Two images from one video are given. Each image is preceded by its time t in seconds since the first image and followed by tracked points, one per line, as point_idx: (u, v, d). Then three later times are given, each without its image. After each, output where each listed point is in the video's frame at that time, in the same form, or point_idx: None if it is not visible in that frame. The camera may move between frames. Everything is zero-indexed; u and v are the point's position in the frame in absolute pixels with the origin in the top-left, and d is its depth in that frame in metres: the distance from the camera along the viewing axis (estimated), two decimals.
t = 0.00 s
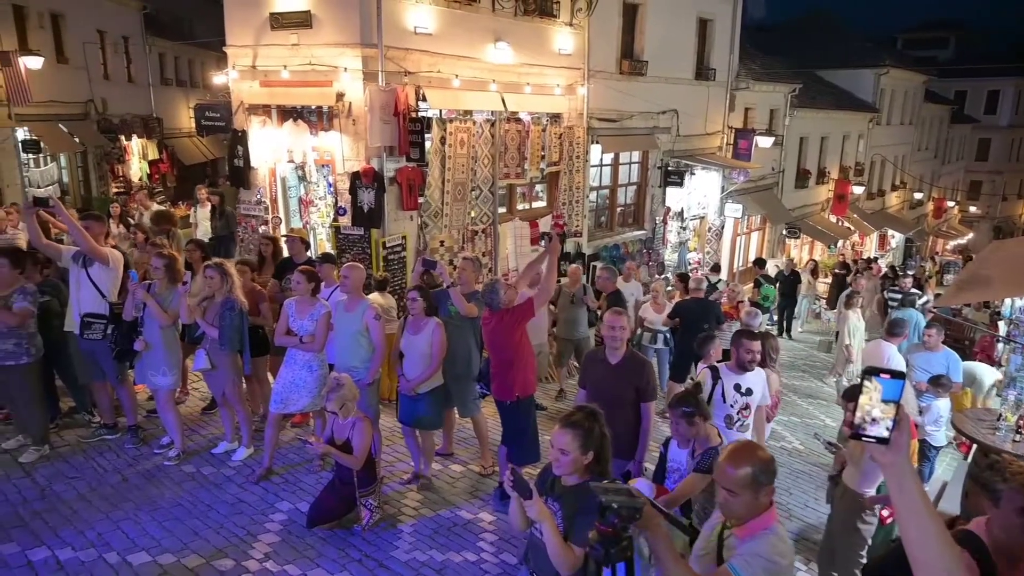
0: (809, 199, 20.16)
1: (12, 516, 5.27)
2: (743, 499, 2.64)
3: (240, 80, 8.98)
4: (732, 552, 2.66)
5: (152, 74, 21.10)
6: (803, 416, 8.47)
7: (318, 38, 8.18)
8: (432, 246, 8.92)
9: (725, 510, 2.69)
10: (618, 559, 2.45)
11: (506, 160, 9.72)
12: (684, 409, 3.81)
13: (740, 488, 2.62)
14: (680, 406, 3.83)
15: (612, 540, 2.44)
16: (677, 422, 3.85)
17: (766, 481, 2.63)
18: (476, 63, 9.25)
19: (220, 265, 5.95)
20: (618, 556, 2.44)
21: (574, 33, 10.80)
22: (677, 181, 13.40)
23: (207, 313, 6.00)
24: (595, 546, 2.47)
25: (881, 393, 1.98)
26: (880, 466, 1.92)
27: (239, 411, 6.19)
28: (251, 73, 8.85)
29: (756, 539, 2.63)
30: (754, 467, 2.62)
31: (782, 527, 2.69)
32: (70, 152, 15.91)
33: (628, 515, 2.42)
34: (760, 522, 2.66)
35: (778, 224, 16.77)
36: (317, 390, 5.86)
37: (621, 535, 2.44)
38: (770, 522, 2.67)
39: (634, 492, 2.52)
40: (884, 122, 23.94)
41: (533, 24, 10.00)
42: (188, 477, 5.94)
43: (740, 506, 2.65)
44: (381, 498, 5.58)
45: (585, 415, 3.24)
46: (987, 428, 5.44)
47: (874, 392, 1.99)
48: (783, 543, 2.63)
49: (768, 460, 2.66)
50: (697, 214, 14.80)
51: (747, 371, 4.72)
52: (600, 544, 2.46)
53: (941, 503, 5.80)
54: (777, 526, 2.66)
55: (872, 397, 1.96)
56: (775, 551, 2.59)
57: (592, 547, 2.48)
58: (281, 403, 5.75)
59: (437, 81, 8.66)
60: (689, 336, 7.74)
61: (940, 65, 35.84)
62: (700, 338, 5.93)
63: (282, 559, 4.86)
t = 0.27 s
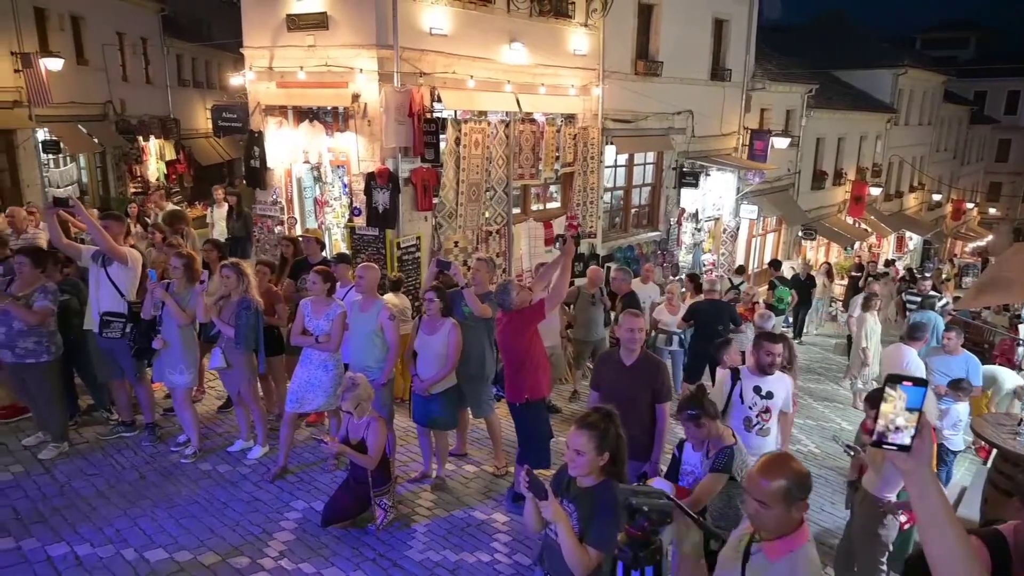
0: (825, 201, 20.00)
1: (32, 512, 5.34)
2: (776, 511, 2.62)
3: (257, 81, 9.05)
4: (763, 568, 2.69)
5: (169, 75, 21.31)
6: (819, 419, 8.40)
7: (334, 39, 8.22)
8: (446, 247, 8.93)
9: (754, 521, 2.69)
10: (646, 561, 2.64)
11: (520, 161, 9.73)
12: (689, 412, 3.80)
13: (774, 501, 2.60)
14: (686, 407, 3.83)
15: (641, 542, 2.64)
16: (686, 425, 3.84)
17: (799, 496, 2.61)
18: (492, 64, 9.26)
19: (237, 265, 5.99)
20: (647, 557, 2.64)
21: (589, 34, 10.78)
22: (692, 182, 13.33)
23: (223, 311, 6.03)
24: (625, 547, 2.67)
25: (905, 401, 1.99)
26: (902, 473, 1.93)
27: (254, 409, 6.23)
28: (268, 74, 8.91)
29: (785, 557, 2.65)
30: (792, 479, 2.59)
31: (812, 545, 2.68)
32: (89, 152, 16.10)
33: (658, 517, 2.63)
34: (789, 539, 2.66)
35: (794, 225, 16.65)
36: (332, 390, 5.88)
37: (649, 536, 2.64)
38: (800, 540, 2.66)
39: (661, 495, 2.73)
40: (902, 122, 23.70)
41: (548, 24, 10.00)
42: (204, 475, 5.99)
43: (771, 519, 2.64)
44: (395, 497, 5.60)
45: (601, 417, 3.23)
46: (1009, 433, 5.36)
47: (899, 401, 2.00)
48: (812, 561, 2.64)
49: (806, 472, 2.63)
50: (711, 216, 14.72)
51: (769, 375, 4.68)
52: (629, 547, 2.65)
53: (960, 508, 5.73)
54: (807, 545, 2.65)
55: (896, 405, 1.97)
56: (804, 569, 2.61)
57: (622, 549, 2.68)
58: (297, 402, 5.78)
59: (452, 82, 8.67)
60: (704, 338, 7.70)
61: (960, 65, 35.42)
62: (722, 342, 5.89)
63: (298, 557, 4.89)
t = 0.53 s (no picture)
0: (844, 202, 19.80)
1: (54, 507, 5.41)
2: (799, 520, 2.60)
3: (275, 82, 9.12)
4: None
5: (189, 76, 21.53)
6: (838, 422, 8.31)
7: (352, 40, 8.26)
8: (462, 247, 8.93)
9: (780, 530, 2.66)
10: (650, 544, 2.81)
11: (536, 161, 9.72)
12: (708, 412, 3.75)
13: (800, 510, 2.58)
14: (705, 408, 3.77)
15: (641, 528, 2.80)
16: (706, 424, 3.78)
17: (826, 509, 2.56)
18: (508, 64, 9.26)
19: (255, 264, 6.03)
20: (648, 542, 2.81)
21: (606, 34, 10.75)
22: (709, 182, 13.25)
23: (241, 310, 6.07)
24: (627, 534, 2.84)
25: (933, 409, 2.00)
26: (926, 482, 1.87)
27: (271, 407, 6.27)
28: (286, 75, 8.97)
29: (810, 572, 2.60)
30: (817, 491, 2.56)
31: (840, 562, 2.63)
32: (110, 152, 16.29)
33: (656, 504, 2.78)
34: (816, 554, 2.62)
35: (813, 226, 16.49)
36: (349, 389, 5.91)
37: (647, 522, 2.80)
38: (827, 555, 2.62)
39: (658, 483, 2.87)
40: (923, 122, 23.40)
41: (565, 24, 9.98)
42: (222, 472, 6.04)
43: (796, 528, 2.61)
44: (411, 497, 5.61)
45: (618, 418, 3.21)
46: None
47: (927, 408, 2.00)
48: None
49: (836, 485, 2.59)
50: (728, 216, 14.63)
51: (795, 379, 4.63)
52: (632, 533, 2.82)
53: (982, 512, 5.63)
54: (834, 562, 2.61)
55: (925, 410, 1.97)
56: None
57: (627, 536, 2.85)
58: (314, 401, 5.81)
59: (469, 83, 8.69)
60: (723, 339, 7.66)
61: (983, 64, 34.91)
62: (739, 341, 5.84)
63: (315, 555, 4.91)
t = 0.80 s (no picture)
0: (867, 201, 19.55)
1: (79, 501, 5.49)
2: (821, 525, 2.56)
3: (296, 82, 9.18)
4: None
5: (210, 76, 21.76)
6: (861, 424, 8.20)
7: (371, 39, 8.30)
8: (480, 246, 8.93)
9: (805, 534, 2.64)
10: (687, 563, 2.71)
11: (555, 160, 9.69)
12: (737, 407, 3.69)
13: (822, 514, 2.55)
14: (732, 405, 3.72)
15: (675, 544, 2.69)
16: (731, 421, 3.71)
17: (851, 517, 2.51)
18: (528, 63, 9.25)
19: (276, 262, 6.09)
20: (684, 560, 2.70)
21: (625, 32, 10.69)
22: (730, 182, 13.13)
23: (263, 308, 6.12)
24: (661, 555, 2.72)
25: (968, 417, 1.99)
26: (955, 489, 1.91)
27: (292, 405, 6.31)
28: (306, 74, 9.03)
29: None
30: (836, 495, 2.52)
31: None
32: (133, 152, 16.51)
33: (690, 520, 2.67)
34: (844, 565, 2.55)
35: (835, 225, 16.30)
36: (368, 387, 5.93)
37: (680, 538, 2.69)
38: (855, 567, 2.54)
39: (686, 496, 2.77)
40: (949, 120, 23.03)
41: (584, 23, 9.95)
42: (243, 469, 6.10)
43: (818, 532, 2.58)
44: (429, 495, 5.63)
45: (638, 418, 3.18)
46: None
47: (962, 416, 1.99)
48: None
49: (865, 493, 2.54)
50: (749, 216, 14.50)
51: (820, 381, 4.57)
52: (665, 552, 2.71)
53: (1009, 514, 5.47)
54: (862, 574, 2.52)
55: (960, 420, 1.97)
56: None
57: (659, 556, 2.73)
58: (334, 399, 5.84)
59: (488, 82, 8.69)
60: (744, 338, 7.63)
61: (1011, 61, 34.25)
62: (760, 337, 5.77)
63: (334, 552, 4.94)
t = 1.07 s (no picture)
0: (889, 201, 19.31)
1: (102, 497, 5.57)
2: (840, 522, 2.56)
3: (316, 83, 9.25)
4: None
5: (231, 77, 21.99)
6: (882, 427, 8.11)
7: (391, 41, 8.34)
8: (498, 246, 8.94)
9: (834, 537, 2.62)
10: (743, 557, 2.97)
11: (573, 160, 9.67)
12: (771, 405, 3.67)
13: (842, 511, 2.55)
14: (763, 402, 3.71)
15: (731, 544, 2.96)
16: (760, 418, 3.70)
17: (870, 518, 2.47)
18: (546, 64, 9.25)
19: (296, 261, 6.12)
20: (740, 559, 2.96)
21: (644, 32, 10.65)
22: (749, 181, 13.04)
23: (284, 307, 6.16)
24: (719, 555, 2.98)
25: (999, 427, 2.25)
26: (983, 493, 2.25)
27: (311, 403, 6.36)
28: (326, 76, 9.10)
29: None
30: (859, 493, 2.52)
31: None
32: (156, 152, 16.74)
33: (751, 522, 2.95)
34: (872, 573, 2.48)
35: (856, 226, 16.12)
36: (386, 387, 5.96)
37: (736, 538, 2.96)
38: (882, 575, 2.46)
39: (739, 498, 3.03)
40: (973, 119, 22.69)
41: (603, 23, 9.92)
42: (263, 467, 6.16)
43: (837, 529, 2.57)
44: (447, 494, 5.64)
45: (657, 419, 3.17)
46: None
47: (994, 427, 2.24)
48: None
49: (894, 499, 2.49)
50: (768, 216, 14.39)
51: (839, 380, 4.55)
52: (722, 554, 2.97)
53: None
54: None
55: (992, 431, 2.22)
56: None
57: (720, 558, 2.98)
58: (352, 398, 5.87)
59: (506, 82, 8.71)
60: (764, 339, 7.54)
61: None
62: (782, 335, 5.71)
63: (352, 550, 4.98)
